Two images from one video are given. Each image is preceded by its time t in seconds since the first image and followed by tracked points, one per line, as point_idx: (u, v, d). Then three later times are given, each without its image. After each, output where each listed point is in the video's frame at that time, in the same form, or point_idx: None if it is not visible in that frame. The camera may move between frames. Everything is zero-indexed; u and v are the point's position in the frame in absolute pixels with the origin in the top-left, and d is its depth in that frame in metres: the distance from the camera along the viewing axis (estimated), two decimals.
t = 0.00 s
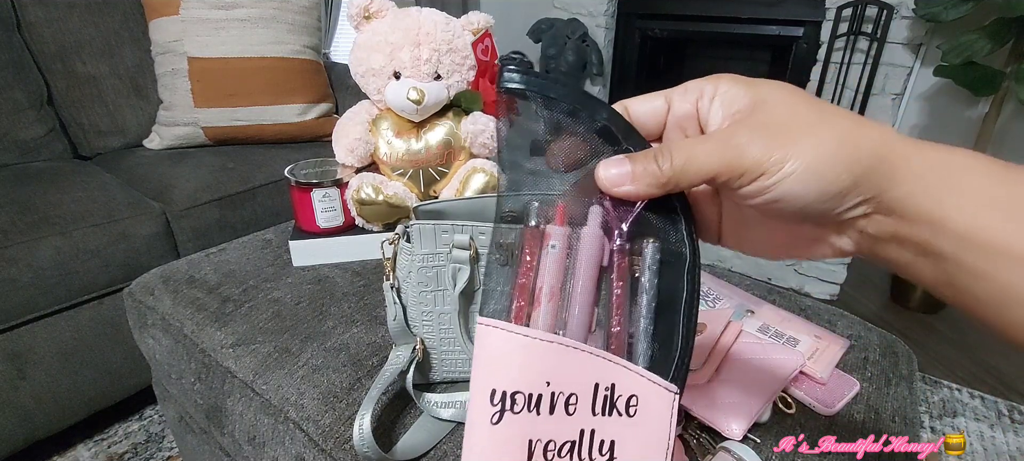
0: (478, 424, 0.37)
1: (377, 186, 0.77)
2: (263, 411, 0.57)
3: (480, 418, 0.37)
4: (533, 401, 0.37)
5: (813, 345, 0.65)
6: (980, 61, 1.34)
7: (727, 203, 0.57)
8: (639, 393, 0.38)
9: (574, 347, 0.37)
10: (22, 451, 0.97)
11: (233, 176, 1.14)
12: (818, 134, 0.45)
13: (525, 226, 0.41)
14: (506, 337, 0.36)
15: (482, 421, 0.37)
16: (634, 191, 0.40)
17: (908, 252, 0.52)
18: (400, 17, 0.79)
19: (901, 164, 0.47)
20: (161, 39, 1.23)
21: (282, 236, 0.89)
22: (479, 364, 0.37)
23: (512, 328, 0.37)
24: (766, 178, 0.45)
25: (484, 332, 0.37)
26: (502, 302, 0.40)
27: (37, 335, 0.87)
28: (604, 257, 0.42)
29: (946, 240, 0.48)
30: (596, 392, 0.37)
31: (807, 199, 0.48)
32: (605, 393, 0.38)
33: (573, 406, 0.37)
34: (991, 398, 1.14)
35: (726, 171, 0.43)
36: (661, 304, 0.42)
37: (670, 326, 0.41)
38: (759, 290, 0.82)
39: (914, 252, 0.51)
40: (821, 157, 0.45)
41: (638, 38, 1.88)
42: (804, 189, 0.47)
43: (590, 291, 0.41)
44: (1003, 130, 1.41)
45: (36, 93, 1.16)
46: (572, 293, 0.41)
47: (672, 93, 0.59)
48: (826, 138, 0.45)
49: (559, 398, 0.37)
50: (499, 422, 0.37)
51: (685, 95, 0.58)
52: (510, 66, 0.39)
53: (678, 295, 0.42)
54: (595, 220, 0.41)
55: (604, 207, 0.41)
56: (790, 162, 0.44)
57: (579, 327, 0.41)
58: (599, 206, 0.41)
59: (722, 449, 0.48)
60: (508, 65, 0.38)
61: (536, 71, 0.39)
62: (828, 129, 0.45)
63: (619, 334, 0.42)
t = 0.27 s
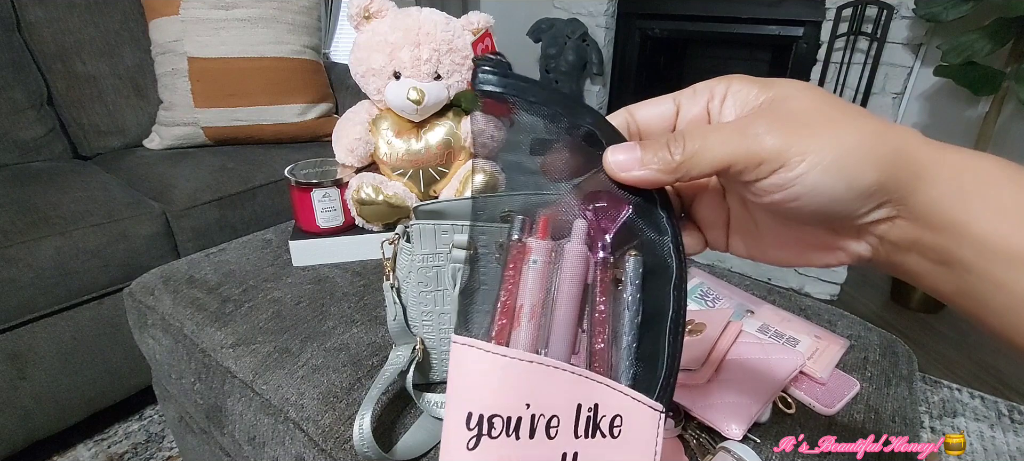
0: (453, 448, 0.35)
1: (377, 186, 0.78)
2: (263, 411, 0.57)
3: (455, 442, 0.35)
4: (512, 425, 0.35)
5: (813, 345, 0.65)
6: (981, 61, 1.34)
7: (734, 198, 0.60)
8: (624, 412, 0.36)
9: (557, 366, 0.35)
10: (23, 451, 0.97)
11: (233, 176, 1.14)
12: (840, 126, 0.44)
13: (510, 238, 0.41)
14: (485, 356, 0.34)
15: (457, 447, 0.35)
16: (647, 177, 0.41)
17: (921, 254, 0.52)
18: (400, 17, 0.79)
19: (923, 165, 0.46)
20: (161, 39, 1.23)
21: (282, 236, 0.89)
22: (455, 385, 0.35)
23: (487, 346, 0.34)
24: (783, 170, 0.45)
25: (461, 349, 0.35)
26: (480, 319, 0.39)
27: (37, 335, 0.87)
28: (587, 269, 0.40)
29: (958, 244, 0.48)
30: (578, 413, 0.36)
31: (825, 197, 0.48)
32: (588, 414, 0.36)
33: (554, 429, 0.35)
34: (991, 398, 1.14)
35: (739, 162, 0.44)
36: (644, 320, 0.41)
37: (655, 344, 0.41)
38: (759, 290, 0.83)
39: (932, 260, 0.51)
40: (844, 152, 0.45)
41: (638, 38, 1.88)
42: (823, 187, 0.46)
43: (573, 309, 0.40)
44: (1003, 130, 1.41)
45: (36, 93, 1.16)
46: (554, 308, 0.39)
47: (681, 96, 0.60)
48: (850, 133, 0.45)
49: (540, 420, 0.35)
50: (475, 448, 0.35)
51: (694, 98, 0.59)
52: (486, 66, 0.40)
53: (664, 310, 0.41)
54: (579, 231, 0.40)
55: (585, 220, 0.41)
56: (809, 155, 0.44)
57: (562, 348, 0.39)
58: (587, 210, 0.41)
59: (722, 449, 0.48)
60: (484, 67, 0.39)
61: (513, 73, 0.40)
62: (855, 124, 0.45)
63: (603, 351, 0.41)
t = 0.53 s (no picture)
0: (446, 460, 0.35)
1: (377, 186, 0.78)
2: (263, 411, 0.57)
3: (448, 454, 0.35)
4: (507, 436, 0.35)
5: (813, 345, 0.65)
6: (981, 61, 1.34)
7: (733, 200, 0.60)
8: (621, 419, 0.37)
9: (554, 376, 0.35)
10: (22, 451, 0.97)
11: (233, 176, 1.14)
12: (841, 124, 0.44)
13: (506, 242, 0.40)
14: (481, 368, 0.34)
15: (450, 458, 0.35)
16: (643, 177, 0.40)
17: (923, 255, 0.52)
18: (400, 17, 0.79)
19: (926, 163, 0.46)
20: (161, 39, 1.23)
21: (282, 236, 0.89)
22: (447, 397, 0.35)
23: (481, 355, 0.35)
24: (784, 168, 0.45)
25: (455, 360, 0.35)
26: (480, 328, 0.39)
27: (37, 335, 0.87)
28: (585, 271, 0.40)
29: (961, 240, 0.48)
30: (575, 422, 0.36)
31: (829, 197, 0.48)
32: (586, 422, 0.37)
33: (549, 439, 0.36)
34: (991, 398, 1.14)
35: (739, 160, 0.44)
36: (641, 323, 0.42)
37: (653, 348, 0.42)
38: (759, 290, 0.83)
39: (935, 259, 0.51)
40: (848, 151, 0.45)
41: (638, 38, 1.88)
42: (828, 187, 0.46)
43: (571, 315, 0.40)
44: (1003, 130, 1.42)
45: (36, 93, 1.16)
46: (551, 314, 0.39)
47: (678, 91, 0.60)
48: (853, 132, 0.44)
49: (535, 430, 0.35)
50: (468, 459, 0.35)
51: (692, 94, 0.59)
52: (472, 60, 0.36)
53: (661, 310, 0.41)
54: (577, 235, 0.40)
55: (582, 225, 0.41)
56: (812, 154, 0.44)
57: (559, 356, 0.39)
58: (581, 211, 0.41)
59: (722, 449, 0.48)
60: (471, 60, 0.36)
61: (503, 65, 0.37)
62: (859, 122, 0.45)
63: (599, 355, 0.41)
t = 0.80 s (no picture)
0: None
1: (377, 186, 0.78)
2: (263, 411, 0.57)
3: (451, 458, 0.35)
4: (509, 439, 0.35)
5: (813, 345, 0.65)
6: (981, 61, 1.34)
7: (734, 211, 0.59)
8: (624, 422, 0.38)
9: (557, 378, 0.35)
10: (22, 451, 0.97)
11: (233, 176, 1.14)
12: (834, 139, 0.43)
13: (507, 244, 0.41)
14: (483, 371, 0.34)
15: None
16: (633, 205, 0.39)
17: (921, 267, 0.50)
18: (400, 17, 0.79)
19: (924, 178, 0.45)
20: (161, 39, 1.23)
21: (282, 236, 0.89)
22: (449, 401, 0.34)
23: (483, 358, 0.34)
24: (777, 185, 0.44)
25: (457, 363, 0.34)
26: (481, 330, 0.40)
27: (37, 335, 0.87)
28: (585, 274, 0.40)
29: (966, 259, 0.46)
30: (578, 424, 0.36)
31: (824, 212, 0.47)
32: (588, 425, 0.37)
33: (552, 442, 0.36)
34: (991, 398, 1.14)
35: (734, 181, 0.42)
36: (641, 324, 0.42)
37: (653, 350, 0.42)
38: (759, 290, 0.83)
39: (939, 274, 0.50)
40: (839, 169, 0.44)
41: (638, 38, 1.88)
42: (821, 202, 0.45)
43: (572, 320, 0.40)
44: (1003, 130, 1.42)
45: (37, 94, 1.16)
46: (552, 318, 0.39)
47: (677, 94, 0.59)
48: (845, 147, 0.43)
49: (538, 433, 0.35)
50: None
51: (690, 97, 0.58)
52: (469, 61, 0.37)
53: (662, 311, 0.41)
54: (577, 238, 0.40)
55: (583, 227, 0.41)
56: (804, 170, 0.43)
57: (562, 359, 0.39)
58: (581, 213, 0.41)
59: (722, 449, 0.48)
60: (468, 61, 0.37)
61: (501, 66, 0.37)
62: (852, 138, 0.44)
63: (599, 358, 0.41)
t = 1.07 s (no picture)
0: None
1: (377, 186, 0.78)
2: (263, 411, 0.57)
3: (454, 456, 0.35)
4: (512, 438, 0.35)
5: (813, 345, 0.65)
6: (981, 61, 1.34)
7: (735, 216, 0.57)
8: (628, 421, 0.37)
9: (557, 377, 0.35)
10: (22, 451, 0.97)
11: (233, 176, 1.14)
12: (826, 152, 0.43)
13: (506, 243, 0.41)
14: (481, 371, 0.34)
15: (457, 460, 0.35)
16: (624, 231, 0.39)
17: (914, 271, 0.51)
18: (400, 17, 0.79)
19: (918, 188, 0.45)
20: (161, 39, 1.23)
21: (282, 236, 0.89)
22: (450, 401, 0.35)
23: (482, 358, 0.35)
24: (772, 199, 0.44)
25: (456, 362, 0.35)
26: (480, 330, 0.41)
27: (37, 335, 0.87)
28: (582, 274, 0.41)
29: (962, 266, 0.46)
30: (580, 422, 0.36)
31: (821, 224, 0.46)
32: (591, 423, 0.37)
33: (554, 440, 0.36)
34: (991, 398, 1.14)
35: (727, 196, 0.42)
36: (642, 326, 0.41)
37: (655, 354, 0.41)
38: (759, 290, 0.83)
39: (933, 278, 0.50)
40: (833, 182, 0.44)
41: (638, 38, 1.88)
42: (817, 215, 0.45)
43: (571, 317, 0.41)
44: (1003, 130, 1.41)
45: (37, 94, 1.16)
46: (550, 317, 0.40)
47: (675, 90, 0.59)
48: (837, 160, 0.43)
49: (539, 432, 0.35)
50: None
51: (688, 94, 0.57)
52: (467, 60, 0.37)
53: (663, 310, 0.40)
54: (575, 237, 0.41)
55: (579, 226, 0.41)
56: (799, 183, 0.43)
57: (561, 357, 0.41)
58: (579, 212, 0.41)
59: (722, 449, 0.48)
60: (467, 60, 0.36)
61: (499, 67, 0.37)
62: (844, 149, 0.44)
63: (600, 355, 0.41)
